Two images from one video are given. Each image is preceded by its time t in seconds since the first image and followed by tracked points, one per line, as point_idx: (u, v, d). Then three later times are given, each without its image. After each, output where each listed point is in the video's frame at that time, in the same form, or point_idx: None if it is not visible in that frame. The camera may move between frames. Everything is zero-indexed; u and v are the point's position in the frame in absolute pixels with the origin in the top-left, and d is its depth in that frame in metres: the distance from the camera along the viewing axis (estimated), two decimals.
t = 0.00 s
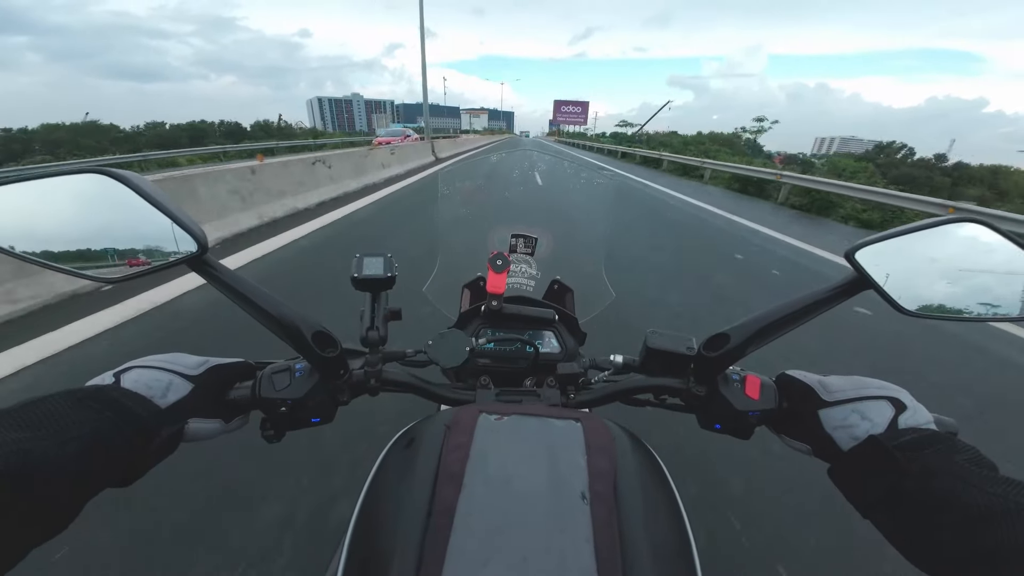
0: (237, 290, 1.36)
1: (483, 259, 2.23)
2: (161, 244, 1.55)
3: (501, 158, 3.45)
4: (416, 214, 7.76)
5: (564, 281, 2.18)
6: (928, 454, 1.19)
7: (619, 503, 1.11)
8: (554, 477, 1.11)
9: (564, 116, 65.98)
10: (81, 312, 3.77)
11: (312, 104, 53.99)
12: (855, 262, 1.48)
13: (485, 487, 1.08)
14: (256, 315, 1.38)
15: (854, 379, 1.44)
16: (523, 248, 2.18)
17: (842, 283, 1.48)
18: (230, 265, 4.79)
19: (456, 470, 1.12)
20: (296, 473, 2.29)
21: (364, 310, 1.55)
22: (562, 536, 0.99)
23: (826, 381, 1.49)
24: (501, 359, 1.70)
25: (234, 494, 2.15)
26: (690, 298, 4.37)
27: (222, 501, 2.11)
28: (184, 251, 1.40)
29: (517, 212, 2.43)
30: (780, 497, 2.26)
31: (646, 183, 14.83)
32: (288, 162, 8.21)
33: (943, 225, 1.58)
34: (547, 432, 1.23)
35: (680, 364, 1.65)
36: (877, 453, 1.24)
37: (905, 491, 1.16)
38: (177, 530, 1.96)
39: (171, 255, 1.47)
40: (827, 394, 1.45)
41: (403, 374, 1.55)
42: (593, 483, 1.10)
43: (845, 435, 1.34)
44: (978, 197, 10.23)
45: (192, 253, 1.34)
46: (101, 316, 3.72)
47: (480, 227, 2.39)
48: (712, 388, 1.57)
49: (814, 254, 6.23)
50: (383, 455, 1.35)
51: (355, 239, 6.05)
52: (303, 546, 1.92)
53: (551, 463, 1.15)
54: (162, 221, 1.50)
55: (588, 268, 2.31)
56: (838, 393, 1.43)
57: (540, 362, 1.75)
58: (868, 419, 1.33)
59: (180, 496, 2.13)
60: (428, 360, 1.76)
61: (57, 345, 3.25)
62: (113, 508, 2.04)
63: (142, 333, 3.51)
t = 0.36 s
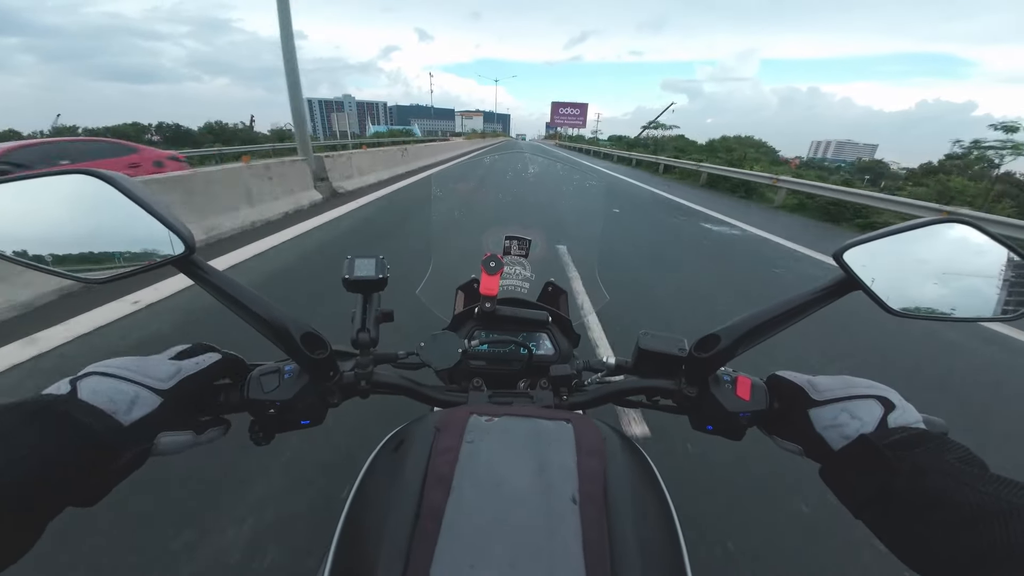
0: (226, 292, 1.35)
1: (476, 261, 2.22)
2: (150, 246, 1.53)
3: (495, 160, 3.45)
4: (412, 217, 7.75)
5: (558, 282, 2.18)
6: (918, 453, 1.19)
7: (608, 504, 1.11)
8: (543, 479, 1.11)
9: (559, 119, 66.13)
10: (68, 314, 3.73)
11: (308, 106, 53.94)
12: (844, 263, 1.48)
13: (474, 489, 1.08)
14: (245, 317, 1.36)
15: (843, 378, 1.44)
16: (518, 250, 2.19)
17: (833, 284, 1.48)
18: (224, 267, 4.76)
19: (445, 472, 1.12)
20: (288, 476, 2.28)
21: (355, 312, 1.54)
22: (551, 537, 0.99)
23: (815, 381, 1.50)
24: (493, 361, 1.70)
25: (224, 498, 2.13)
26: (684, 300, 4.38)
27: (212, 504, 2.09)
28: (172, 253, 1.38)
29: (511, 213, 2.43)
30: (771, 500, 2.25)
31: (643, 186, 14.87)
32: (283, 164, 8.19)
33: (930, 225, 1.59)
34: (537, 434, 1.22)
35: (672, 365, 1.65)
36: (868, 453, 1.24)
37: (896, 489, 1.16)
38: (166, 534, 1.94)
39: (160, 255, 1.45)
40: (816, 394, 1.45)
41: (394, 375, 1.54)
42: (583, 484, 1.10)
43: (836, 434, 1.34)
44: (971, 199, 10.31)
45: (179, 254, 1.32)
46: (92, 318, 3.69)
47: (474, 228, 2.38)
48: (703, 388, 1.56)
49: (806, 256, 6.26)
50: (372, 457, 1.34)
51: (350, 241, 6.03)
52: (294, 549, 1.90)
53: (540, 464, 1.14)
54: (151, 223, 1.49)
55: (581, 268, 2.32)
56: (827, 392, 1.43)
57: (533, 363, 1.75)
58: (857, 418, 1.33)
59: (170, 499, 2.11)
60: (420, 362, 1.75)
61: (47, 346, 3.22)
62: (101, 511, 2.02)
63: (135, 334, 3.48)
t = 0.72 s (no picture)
0: (223, 294, 1.32)
1: (478, 261, 2.20)
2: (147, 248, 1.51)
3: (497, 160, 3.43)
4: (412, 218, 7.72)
5: (560, 284, 2.15)
6: (936, 457, 1.16)
7: (615, 510, 1.08)
8: (548, 485, 1.08)
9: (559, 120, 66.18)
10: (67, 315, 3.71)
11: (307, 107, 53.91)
12: (855, 262, 1.47)
13: (476, 495, 1.05)
14: (242, 319, 1.34)
15: (854, 380, 1.41)
16: (519, 251, 2.17)
17: (841, 285, 1.46)
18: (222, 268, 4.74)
19: (446, 479, 1.09)
20: (286, 480, 2.25)
21: (355, 313, 1.51)
22: (557, 546, 0.96)
23: (826, 382, 1.47)
24: (495, 362, 1.67)
25: (221, 502, 2.10)
26: (686, 302, 4.36)
27: (210, 508, 2.06)
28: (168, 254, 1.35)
29: (513, 213, 2.40)
30: (777, 506, 2.22)
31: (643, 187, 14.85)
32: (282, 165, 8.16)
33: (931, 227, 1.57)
34: (541, 438, 1.20)
35: (678, 367, 1.62)
36: (883, 457, 1.21)
37: (913, 494, 1.13)
38: (162, 538, 1.91)
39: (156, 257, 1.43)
40: (827, 396, 1.42)
41: (394, 378, 1.52)
42: (589, 490, 1.07)
43: (848, 438, 1.32)
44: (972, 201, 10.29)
45: (175, 254, 1.30)
46: (89, 318, 3.66)
47: (475, 229, 2.36)
48: (710, 391, 1.53)
49: (810, 258, 6.23)
50: (371, 462, 1.31)
51: (350, 242, 6.00)
52: (293, 554, 1.87)
53: (545, 470, 1.11)
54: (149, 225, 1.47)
55: (584, 268, 2.29)
56: (838, 394, 1.40)
57: (536, 365, 1.72)
58: (871, 421, 1.31)
59: (167, 503, 2.08)
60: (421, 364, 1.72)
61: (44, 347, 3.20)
62: (97, 513, 2.00)
63: (132, 335, 3.46)
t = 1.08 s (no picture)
0: (243, 305, 1.37)
1: (484, 268, 2.25)
2: (168, 260, 1.56)
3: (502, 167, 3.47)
4: (418, 224, 7.79)
5: (563, 290, 2.19)
6: (927, 461, 1.20)
7: (616, 514, 1.12)
8: (551, 488, 1.12)
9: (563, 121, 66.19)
10: (81, 319, 3.78)
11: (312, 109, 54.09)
12: (850, 272, 1.52)
13: (482, 498, 1.09)
14: (259, 328, 1.38)
15: (850, 386, 1.44)
16: (523, 258, 2.21)
17: (837, 293, 1.49)
18: (232, 273, 4.81)
19: (454, 482, 1.13)
20: (297, 482, 2.30)
21: (364, 321, 1.56)
22: (560, 547, 1.00)
23: (823, 388, 1.50)
24: (500, 369, 1.71)
25: (234, 502, 2.15)
26: (690, 306, 4.39)
27: (223, 509, 2.12)
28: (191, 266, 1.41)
29: (517, 221, 2.45)
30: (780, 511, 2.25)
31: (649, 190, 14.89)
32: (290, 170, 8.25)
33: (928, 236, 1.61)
34: (544, 443, 1.24)
35: (679, 373, 1.66)
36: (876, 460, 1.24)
37: (905, 497, 1.17)
38: (177, 538, 1.96)
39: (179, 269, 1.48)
40: (823, 401, 1.46)
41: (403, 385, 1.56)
42: (590, 494, 1.11)
43: (844, 442, 1.35)
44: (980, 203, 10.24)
45: (198, 266, 1.36)
46: (102, 323, 3.73)
47: (480, 237, 2.40)
48: (709, 397, 1.57)
49: (816, 262, 6.24)
50: (382, 466, 1.36)
51: (356, 248, 6.06)
52: (304, 555, 1.92)
53: (548, 474, 1.16)
54: (170, 237, 1.52)
55: (588, 275, 2.33)
56: (834, 399, 1.44)
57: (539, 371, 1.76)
58: (866, 426, 1.34)
59: (182, 503, 2.13)
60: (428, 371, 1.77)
61: (59, 351, 3.26)
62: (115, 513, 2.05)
63: (146, 339, 3.52)
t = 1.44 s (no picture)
0: (239, 304, 1.36)
1: (483, 268, 2.23)
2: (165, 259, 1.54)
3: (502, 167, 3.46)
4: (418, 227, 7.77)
5: (563, 289, 2.18)
6: (935, 458, 1.18)
7: (619, 514, 1.11)
8: (553, 488, 1.10)
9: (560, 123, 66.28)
10: (80, 328, 3.76)
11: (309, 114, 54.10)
12: (854, 268, 1.50)
13: (484, 499, 1.08)
14: (256, 327, 1.37)
15: (855, 383, 1.43)
16: (522, 258, 2.19)
17: (841, 289, 1.48)
18: (232, 279, 4.80)
19: (454, 482, 1.12)
20: (297, 486, 2.28)
21: (363, 321, 1.54)
22: (562, 547, 0.98)
23: (827, 386, 1.49)
24: (501, 368, 1.70)
25: (234, 507, 2.14)
26: (691, 304, 4.38)
27: (223, 514, 2.10)
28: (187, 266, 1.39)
29: (517, 221, 2.43)
30: (784, 511, 2.24)
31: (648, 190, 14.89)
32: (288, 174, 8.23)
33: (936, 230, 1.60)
34: (546, 442, 1.23)
35: (681, 371, 1.65)
36: (883, 458, 1.23)
37: (913, 495, 1.16)
38: (177, 544, 1.94)
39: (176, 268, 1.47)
40: (828, 398, 1.45)
41: (402, 384, 1.54)
42: (593, 494, 1.10)
43: (850, 440, 1.34)
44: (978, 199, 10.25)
45: (193, 266, 1.34)
46: (102, 330, 3.72)
47: (480, 237, 2.39)
48: (712, 395, 1.55)
49: (818, 259, 6.23)
50: (381, 467, 1.34)
51: (356, 251, 6.03)
52: (305, 560, 1.90)
53: (550, 474, 1.14)
54: (165, 236, 1.50)
55: (588, 274, 2.32)
56: (839, 397, 1.43)
57: (540, 370, 1.75)
58: (871, 423, 1.33)
59: (181, 508, 2.11)
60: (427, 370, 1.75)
61: (58, 359, 3.25)
62: (114, 519, 2.03)
63: (145, 346, 3.51)
